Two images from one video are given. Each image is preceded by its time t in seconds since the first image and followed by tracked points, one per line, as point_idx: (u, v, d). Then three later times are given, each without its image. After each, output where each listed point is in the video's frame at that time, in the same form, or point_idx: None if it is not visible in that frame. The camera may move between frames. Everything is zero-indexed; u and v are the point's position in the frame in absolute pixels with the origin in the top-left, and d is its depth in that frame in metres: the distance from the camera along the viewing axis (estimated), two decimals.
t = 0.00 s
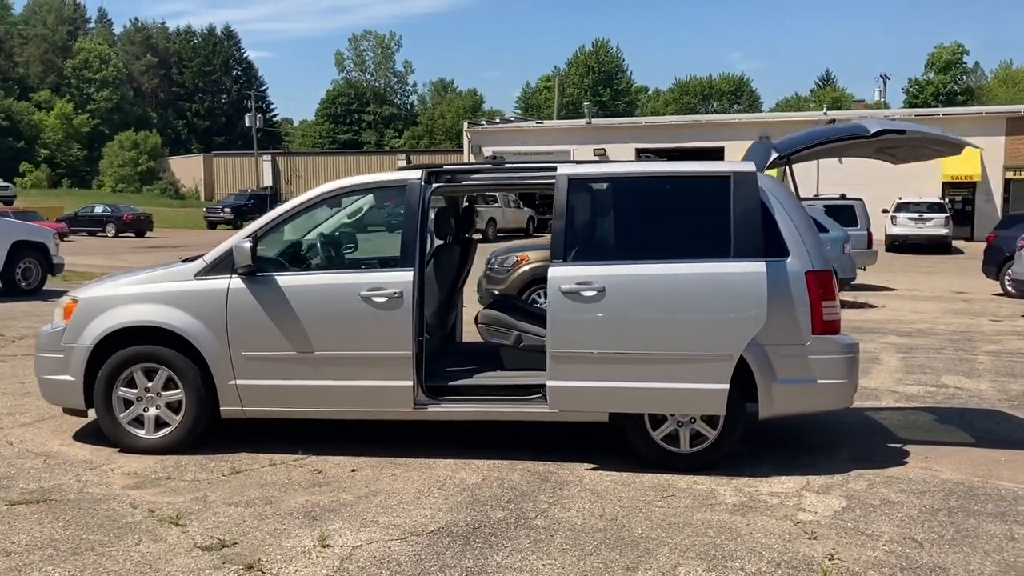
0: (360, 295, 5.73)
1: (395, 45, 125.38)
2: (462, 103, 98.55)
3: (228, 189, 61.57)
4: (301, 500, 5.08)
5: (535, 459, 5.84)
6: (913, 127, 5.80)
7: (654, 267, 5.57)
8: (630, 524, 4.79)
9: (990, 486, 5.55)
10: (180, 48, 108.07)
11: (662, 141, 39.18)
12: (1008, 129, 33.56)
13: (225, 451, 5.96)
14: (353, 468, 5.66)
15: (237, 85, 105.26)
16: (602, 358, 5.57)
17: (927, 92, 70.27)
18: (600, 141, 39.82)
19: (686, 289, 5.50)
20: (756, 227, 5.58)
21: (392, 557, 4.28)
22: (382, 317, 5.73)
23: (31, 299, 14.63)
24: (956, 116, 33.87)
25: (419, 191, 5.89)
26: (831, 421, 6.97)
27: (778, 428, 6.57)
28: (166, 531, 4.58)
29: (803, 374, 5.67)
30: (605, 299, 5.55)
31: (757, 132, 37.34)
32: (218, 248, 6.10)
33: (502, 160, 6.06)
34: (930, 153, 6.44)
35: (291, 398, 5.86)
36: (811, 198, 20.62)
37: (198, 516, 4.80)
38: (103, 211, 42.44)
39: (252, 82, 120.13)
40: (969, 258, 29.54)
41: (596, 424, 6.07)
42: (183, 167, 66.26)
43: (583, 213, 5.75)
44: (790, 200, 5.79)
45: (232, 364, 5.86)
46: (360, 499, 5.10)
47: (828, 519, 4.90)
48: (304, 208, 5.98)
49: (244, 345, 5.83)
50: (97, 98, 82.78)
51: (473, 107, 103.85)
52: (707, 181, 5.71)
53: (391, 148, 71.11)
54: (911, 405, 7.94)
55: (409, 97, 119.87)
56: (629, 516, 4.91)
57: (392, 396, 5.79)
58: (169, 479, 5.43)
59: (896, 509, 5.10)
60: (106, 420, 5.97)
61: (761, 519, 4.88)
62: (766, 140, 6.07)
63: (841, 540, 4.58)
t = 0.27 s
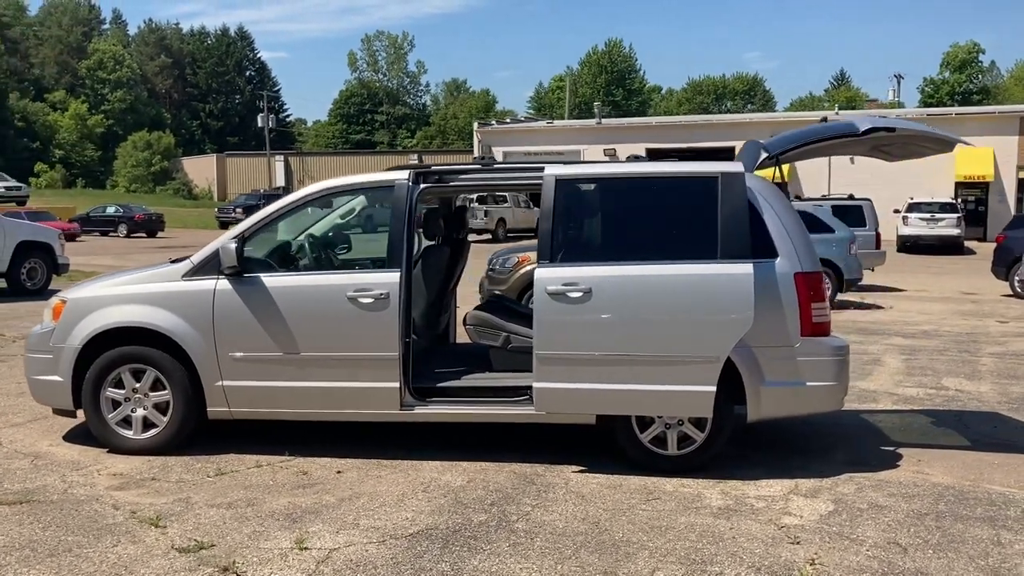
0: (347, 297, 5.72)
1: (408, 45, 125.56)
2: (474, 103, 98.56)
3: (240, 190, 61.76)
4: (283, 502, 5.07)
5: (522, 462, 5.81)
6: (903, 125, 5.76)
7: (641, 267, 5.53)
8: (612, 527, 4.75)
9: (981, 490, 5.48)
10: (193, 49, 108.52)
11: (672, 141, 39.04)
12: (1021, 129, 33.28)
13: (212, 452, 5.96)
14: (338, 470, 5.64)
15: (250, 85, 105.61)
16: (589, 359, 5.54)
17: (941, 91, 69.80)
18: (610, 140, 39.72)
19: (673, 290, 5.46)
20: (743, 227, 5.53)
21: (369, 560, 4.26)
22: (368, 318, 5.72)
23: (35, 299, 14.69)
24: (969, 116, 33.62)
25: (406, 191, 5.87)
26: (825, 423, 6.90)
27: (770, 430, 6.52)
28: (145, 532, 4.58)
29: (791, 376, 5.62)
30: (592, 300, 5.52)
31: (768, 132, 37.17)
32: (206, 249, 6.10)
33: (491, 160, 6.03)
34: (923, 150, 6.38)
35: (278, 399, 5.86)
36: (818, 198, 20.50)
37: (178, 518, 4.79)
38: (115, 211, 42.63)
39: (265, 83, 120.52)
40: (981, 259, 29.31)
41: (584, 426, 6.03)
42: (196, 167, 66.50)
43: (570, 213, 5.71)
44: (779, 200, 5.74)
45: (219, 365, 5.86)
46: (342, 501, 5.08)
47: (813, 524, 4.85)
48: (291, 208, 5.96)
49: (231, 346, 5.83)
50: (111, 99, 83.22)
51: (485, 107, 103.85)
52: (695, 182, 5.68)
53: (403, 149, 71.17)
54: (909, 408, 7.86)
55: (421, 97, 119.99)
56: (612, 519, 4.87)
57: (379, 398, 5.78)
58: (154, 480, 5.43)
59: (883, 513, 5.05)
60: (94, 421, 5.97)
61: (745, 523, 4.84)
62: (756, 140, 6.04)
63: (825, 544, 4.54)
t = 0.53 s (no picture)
0: (338, 296, 5.67)
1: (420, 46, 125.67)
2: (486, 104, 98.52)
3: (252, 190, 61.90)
4: (271, 503, 5.02)
5: (515, 463, 5.75)
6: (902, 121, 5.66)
7: (635, 267, 5.46)
8: (601, 530, 4.68)
9: (981, 493, 5.39)
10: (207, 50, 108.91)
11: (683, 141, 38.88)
12: None
13: (203, 452, 5.92)
14: (329, 471, 5.59)
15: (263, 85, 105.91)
16: (582, 360, 5.47)
17: (956, 91, 69.30)
18: (620, 140, 39.59)
19: (666, 290, 5.38)
20: (739, 226, 5.45)
21: (353, 562, 4.20)
22: (360, 317, 5.66)
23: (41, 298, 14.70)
24: (982, 115, 33.34)
25: (398, 190, 5.81)
26: (824, 426, 6.81)
27: (768, 432, 6.44)
28: (129, 532, 4.53)
29: (788, 378, 5.54)
30: (585, 301, 5.45)
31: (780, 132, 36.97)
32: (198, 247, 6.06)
33: (485, 159, 5.96)
34: (925, 146, 6.26)
35: (269, 399, 5.81)
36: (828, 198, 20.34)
37: (164, 518, 4.74)
38: (126, 211, 42.76)
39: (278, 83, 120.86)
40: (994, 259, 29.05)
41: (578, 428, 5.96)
42: (208, 167, 66.70)
43: (564, 212, 5.65)
44: (776, 197, 5.64)
45: (210, 365, 5.82)
46: (330, 502, 5.03)
47: (807, 527, 4.77)
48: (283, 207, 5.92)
49: (222, 345, 5.79)
50: (125, 100, 83.60)
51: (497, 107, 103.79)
52: (691, 180, 5.60)
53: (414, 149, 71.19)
54: (912, 409, 7.75)
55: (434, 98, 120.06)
56: (602, 521, 4.80)
57: (370, 398, 5.72)
58: (143, 480, 5.39)
59: (880, 516, 4.96)
60: (85, 420, 5.94)
61: (738, 526, 4.76)
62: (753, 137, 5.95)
63: (818, 549, 4.46)
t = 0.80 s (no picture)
0: (327, 296, 5.60)
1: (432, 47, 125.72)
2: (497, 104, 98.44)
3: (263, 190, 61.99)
4: (255, 506, 4.94)
5: (506, 466, 5.66)
6: (901, 117, 5.54)
7: (628, 266, 5.36)
8: (590, 535, 4.59)
9: (982, 499, 5.26)
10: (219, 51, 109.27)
11: (694, 142, 38.69)
12: None
13: (192, 454, 5.86)
14: (317, 473, 5.51)
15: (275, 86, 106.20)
16: (573, 361, 5.38)
17: (971, 91, 68.76)
18: (631, 141, 39.44)
19: (659, 290, 5.29)
20: (734, 226, 5.35)
21: (334, 567, 4.12)
22: (349, 318, 5.59)
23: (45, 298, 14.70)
24: (995, 115, 33.04)
25: (388, 189, 5.73)
26: (825, 429, 6.69)
27: (767, 436, 6.33)
28: (110, 535, 4.46)
29: (784, 380, 5.43)
30: (577, 301, 5.35)
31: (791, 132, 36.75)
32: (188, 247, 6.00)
33: (478, 157, 5.87)
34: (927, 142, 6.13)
35: (258, 400, 5.74)
36: (838, 198, 20.16)
37: (145, 521, 4.67)
38: (137, 211, 42.88)
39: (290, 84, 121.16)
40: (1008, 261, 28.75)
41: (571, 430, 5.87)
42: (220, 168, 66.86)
43: (556, 211, 5.56)
44: (772, 196, 5.53)
45: (199, 366, 5.75)
46: (316, 505, 4.95)
47: (801, 534, 4.66)
48: (273, 206, 5.85)
49: (210, 346, 5.72)
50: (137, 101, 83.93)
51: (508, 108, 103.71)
52: (686, 179, 5.50)
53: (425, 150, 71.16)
54: (916, 413, 7.61)
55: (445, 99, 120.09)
56: (591, 526, 4.70)
57: (360, 400, 5.65)
58: (128, 482, 5.32)
59: (876, 522, 4.85)
60: (74, 420, 5.89)
61: (729, 532, 4.66)
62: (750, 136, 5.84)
63: (810, 556, 4.35)
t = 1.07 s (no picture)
0: (314, 299, 5.53)
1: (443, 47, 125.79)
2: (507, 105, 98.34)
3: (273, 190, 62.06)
4: (237, 513, 4.87)
5: (495, 472, 5.58)
6: (897, 116, 5.44)
7: (618, 270, 5.27)
8: (575, 545, 4.50)
9: (979, 509, 5.15)
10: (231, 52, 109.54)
11: (703, 142, 38.51)
12: None
13: (178, 458, 5.79)
14: (303, 479, 5.44)
15: (286, 87, 106.40)
16: (563, 366, 5.29)
17: (984, 92, 68.25)
18: (639, 141, 39.28)
19: (650, 295, 5.20)
20: (726, 229, 5.26)
21: None
22: (336, 321, 5.52)
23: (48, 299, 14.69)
24: (1007, 115, 32.75)
25: (377, 190, 5.66)
26: (822, 436, 6.59)
27: (762, 443, 6.24)
28: (87, 542, 4.40)
29: (777, 386, 5.33)
30: (566, 305, 5.27)
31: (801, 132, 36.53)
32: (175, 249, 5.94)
33: (468, 159, 5.79)
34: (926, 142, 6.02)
35: (244, 404, 5.68)
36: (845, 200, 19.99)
37: (124, 528, 4.60)
38: (147, 211, 42.98)
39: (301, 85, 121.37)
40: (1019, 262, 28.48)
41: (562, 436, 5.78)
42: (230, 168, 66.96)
43: (548, 213, 5.47)
44: (766, 198, 5.44)
45: (185, 369, 5.69)
46: (298, 513, 4.88)
47: (791, 544, 4.56)
48: (260, 207, 5.79)
49: (197, 349, 5.66)
50: (149, 101, 84.21)
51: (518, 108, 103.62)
52: (678, 181, 5.41)
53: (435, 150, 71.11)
54: (917, 418, 7.49)
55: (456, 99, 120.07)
56: (577, 535, 4.62)
57: (347, 405, 5.58)
58: (112, 487, 5.26)
59: (869, 532, 4.74)
60: (60, 424, 5.82)
61: (718, 542, 4.56)
62: (745, 138, 5.76)
63: (799, 568, 4.25)
